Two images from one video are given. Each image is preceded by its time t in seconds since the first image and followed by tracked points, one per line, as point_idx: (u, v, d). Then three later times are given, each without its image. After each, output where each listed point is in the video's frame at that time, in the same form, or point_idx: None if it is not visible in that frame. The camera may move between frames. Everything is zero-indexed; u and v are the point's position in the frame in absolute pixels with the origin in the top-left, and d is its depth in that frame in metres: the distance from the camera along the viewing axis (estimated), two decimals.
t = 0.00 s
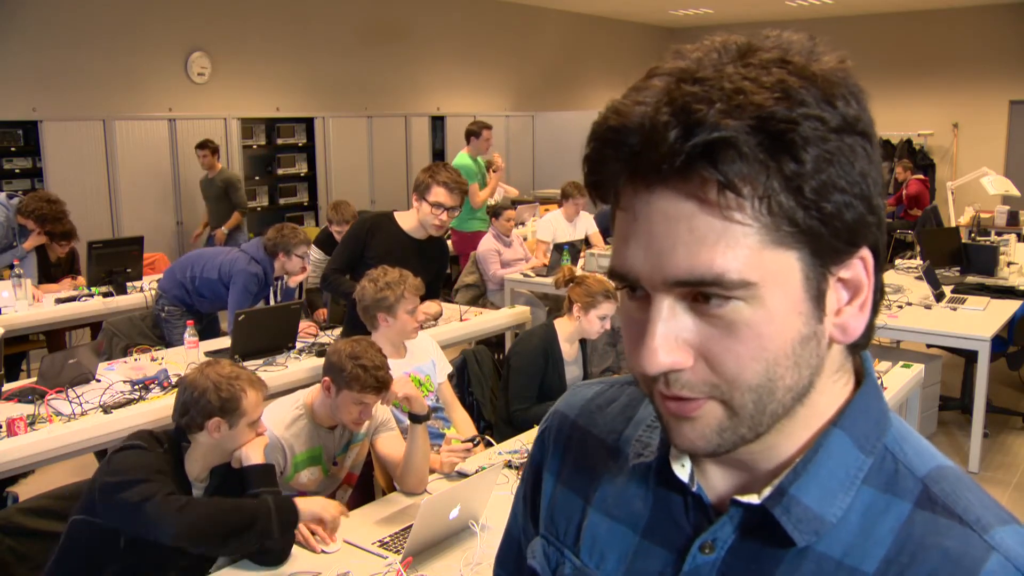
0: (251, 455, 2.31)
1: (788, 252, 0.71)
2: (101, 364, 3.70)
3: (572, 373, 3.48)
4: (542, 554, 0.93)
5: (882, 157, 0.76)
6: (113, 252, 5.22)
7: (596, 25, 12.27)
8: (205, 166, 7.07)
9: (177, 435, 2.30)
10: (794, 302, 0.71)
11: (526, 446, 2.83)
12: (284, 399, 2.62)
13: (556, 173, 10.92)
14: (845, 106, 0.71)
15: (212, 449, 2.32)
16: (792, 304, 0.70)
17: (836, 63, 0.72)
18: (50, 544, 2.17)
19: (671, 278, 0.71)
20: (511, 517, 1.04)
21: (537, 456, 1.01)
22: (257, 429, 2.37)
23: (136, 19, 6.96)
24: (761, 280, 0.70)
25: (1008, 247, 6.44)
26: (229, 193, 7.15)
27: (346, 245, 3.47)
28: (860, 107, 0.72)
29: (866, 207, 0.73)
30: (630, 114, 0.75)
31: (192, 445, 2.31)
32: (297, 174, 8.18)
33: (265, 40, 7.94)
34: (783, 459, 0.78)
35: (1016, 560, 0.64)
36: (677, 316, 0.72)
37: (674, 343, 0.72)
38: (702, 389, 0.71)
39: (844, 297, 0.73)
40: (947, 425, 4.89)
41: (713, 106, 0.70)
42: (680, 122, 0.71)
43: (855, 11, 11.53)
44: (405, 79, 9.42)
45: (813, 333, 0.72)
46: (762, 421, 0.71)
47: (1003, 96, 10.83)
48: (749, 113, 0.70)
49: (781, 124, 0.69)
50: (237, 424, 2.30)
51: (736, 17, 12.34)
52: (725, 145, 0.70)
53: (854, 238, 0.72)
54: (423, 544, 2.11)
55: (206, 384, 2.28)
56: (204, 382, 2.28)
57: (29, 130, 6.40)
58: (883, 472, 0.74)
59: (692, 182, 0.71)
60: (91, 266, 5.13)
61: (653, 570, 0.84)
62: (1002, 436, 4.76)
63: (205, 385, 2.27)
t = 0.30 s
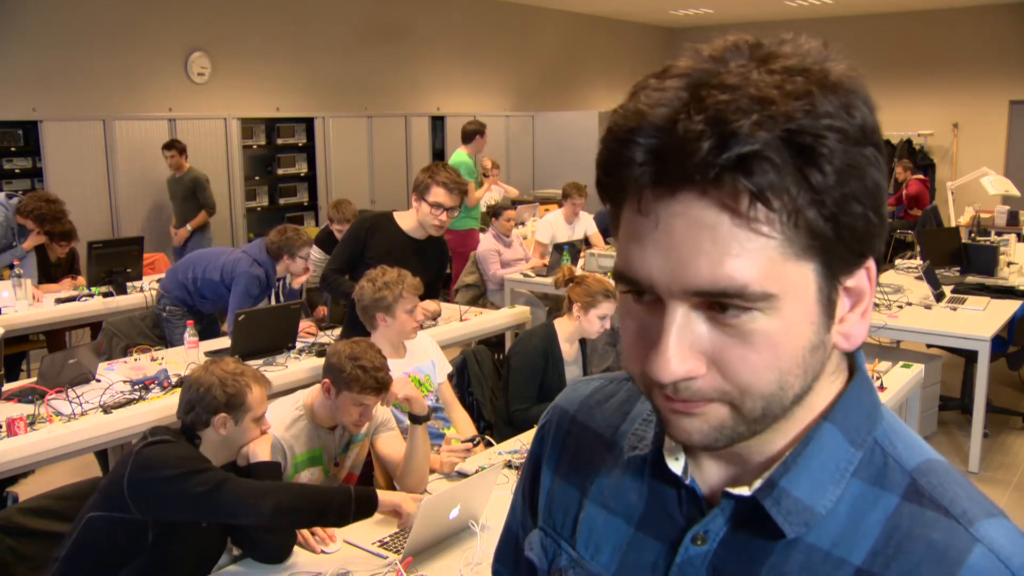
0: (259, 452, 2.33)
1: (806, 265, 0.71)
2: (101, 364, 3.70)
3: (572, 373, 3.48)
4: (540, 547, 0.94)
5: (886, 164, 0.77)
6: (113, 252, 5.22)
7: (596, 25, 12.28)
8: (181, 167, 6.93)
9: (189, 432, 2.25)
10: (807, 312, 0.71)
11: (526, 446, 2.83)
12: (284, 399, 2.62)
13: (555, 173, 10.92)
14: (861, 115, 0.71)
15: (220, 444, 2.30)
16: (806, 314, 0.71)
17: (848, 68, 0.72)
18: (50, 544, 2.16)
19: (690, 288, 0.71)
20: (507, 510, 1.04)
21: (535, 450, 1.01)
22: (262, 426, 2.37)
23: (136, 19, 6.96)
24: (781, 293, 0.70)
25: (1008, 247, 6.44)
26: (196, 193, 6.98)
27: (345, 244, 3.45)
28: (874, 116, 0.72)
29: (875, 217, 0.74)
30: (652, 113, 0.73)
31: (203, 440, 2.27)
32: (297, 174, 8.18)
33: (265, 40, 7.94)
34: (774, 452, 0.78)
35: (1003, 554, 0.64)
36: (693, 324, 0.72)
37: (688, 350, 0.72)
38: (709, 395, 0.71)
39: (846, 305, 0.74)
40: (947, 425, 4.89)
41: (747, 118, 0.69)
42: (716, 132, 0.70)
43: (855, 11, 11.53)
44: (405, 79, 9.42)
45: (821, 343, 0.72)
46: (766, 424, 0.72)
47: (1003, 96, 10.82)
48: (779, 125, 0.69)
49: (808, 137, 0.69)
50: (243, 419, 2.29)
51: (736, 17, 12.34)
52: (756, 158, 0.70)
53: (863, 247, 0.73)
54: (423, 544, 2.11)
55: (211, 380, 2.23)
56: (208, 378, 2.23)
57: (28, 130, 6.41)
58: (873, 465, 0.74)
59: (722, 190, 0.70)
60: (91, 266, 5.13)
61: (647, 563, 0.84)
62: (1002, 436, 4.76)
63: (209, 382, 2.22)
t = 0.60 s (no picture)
0: (263, 451, 2.35)
1: (808, 273, 0.71)
2: (101, 364, 3.69)
3: (572, 373, 3.49)
4: (541, 536, 0.94)
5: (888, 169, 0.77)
6: (113, 252, 5.22)
7: (596, 25, 12.28)
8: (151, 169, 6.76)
9: (192, 429, 2.23)
10: (807, 318, 0.71)
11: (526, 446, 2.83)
12: (284, 400, 2.62)
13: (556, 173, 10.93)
14: (865, 123, 0.71)
15: (223, 441, 2.27)
16: (805, 321, 0.71)
17: (853, 75, 0.72)
18: (51, 544, 2.16)
19: (693, 295, 0.71)
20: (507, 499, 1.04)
21: (538, 442, 1.01)
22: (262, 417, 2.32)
23: (136, 19, 6.96)
24: (782, 301, 0.70)
25: (1008, 247, 6.44)
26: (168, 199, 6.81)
27: (344, 245, 3.44)
28: (878, 123, 0.72)
29: (876, 222, 0.74)
30: (657, 118, 0.73)
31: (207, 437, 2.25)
32: (297, 174, 8.20)
33: (265, 39, 7.93)
34: (773, 441, 0.78)
35: (999, 544, 0.65)
36: (694, 330, 0.72)
37: (687, 353, 0.71)
38: (709, 399, 0.71)
39: (845, 310, 0.74)
40: (947, 425, 4.89)
41: (754, 128, 0.69)
42: (722, 143, 0.70)
43: (855, 11, 11.53)
44: (405, 79, 9.42)
45: (820, 348, 0.72)
46: (763, 425, 0.72)
47: (1003, 96, 10.83)
48: (787, 135, 0.69)
49: (814, 147, 0.69)
50: (241, 413, 2.25)
51: (736, 17, 12.34)
52: (764, 169, 0.69)
53: (864, 254, 0.73)
54: (423, 543, 2.11)
55: (205, 375, 2.21)
56: (203, 374, 2.22)
57: (28, 130, 6.42)
58: (871, 455, 0.74)
59: (728, 200, 0.70)
60: (91, 266, 5.13)
61: (646, 554, 0.85)
62: (1002, 436, 4.76)
63: (203, 377, 2.20)
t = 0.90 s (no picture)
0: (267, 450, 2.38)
1: (800, 276, 0.71)
2: (101, 364, 3.69)
3: (572, 373, 3.49)
4: (548, 532, 0.94)
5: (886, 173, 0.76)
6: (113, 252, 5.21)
7: (596, 25, 12.27)
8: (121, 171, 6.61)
9: (193, 428, 2.21)
10: (800, 322, 0.71)
11: (525, 446, 2.83)
12: (284, 400, 2.62)
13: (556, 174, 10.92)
14: (860, 128, 0.71)
15: (225, 437, 2.26)
16: (799, 324, 0.71)
17: (849, 79, 0.72)
18: (51, 544, 2.16)
19: (685, 297, 0.71)
20: (510, 492, 1.04)
21: (544, 436, 1.01)
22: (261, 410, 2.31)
23: (136, 19, 6.95)
24: (774, 304, 0.70)
25: (1008, 247, 6.44)
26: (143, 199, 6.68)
27: (344, 246, 3.43)
28: (873, 128, 0.72)
29: (872, 227, 0.73)
30: (649, 124, 0.73)
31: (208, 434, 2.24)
32: (297, 174, 8.21)
33: (265, 39, 7.93)
34: (780, 442, 0.78)
35: (1004, 549, 0.65)
36: (686, 332, 0.72)
37: (681, 355, 0.71)
38: (704, 401, 0.72)
39: (842, 314, 0.74)
40: (947, 425, 4.89)
41: (742, 132, 0.69)
42: (710, 147, 0.70)
43: (855, 11, 11.53)
44: (405, 79, 9.42)
45: (814, 352, 0.72)
46: (760, 428, 0.72)
47: (1003, 96, 10.83)
48: (776, 139, 0.69)
49: (804, 150, 0.69)
50: (238, 407, 2.24)
51: (737, 17, 12.33)
52: (750, 172, 0.69)
53: (859, 258, 0.73)
54: (423, 544, 2.11)
55: (201, 372, 2.22)
56: (199, 371, 2.22)
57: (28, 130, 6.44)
58: (876, 459, 0.74)
59: (717, 205, 0.70)
60: (91, 266, 5.13)
61: (653, 551, 0.85)
62: (1002, 436, 4.76)
63: (200, 373, 2.21)
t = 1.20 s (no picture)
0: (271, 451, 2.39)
1: (799, 263, 0.71)
2: (101, 364, 3.69)
3: (572, 373, 3.49)
4: (555, 537, 0.95)
5: (885, 163, 0.76)
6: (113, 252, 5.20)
7: (596, 25, 12.27)
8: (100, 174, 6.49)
9: (194, 428, 2.21)
10: (802, 309, 0.71)
11: (526, 446, 2.83)
12: (285, 400, 2.63)
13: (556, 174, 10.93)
14: (857, 116, 0.71)
15: (225, 437, 2.25)
16: (801, 312, 0.71)
17: (845, 69, 0.72)
18: (50, 544, 2.16)
19: (686, 286, 0.71)
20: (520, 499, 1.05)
21: (553, 442, 1.02)
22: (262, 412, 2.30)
23: (136, 19, 6.95)
24: (774, 290, 0.70)
25: (1009, 247, 6.44)
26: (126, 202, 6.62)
27: (344, 244, 3.44)
28: (870, 117, 0.72)
29: (872, 216, 0.73)
30: (648, 115, 0.74)
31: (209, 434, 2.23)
32: (297, 174, 8.22)
33: (265, 39, 7.92)
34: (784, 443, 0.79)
35: (1008, 544, 0.65)
36: (688, 322, 0.72)
37: (683, 345, 0.71)
38: (710, 391, 0.71)
39: (844, 303, 0.74)
40: (947, 425, 4.90)
41: (738, 119, 0.70)
42: (705, 134, 0.70)
43: (856, 11, 11.51)
44: (405, 79, 9.42)
45: (817, 341, 0.72)
46: (766, 419, 0.72)
47: (1003, 96, 10.83)
48: (770, 126, 0.69)
49: (800, 138, 0.69)
50: (240, 408, 2.23)
51: (737, 17, 12.33)
52: (746, 158, 0.70)
53: (860, 247, 0.73)
54: (423, 543, 2.11)
55: (202, 373, 2.22)
56: (201, 371, 2.22)
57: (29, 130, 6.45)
58: (881, 457, 0.74)
59: (714, 192, 0.70)
60: (91, 266, 5.13)
61: (657, 554, 0.85)
62: (1002, 436, 4.76)
63: (201, 373, 2.21)
